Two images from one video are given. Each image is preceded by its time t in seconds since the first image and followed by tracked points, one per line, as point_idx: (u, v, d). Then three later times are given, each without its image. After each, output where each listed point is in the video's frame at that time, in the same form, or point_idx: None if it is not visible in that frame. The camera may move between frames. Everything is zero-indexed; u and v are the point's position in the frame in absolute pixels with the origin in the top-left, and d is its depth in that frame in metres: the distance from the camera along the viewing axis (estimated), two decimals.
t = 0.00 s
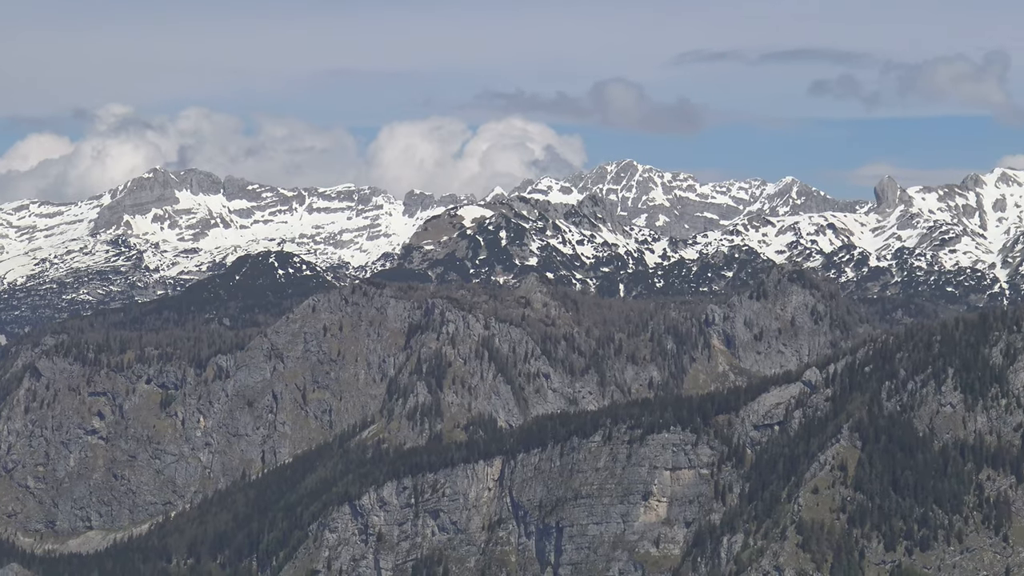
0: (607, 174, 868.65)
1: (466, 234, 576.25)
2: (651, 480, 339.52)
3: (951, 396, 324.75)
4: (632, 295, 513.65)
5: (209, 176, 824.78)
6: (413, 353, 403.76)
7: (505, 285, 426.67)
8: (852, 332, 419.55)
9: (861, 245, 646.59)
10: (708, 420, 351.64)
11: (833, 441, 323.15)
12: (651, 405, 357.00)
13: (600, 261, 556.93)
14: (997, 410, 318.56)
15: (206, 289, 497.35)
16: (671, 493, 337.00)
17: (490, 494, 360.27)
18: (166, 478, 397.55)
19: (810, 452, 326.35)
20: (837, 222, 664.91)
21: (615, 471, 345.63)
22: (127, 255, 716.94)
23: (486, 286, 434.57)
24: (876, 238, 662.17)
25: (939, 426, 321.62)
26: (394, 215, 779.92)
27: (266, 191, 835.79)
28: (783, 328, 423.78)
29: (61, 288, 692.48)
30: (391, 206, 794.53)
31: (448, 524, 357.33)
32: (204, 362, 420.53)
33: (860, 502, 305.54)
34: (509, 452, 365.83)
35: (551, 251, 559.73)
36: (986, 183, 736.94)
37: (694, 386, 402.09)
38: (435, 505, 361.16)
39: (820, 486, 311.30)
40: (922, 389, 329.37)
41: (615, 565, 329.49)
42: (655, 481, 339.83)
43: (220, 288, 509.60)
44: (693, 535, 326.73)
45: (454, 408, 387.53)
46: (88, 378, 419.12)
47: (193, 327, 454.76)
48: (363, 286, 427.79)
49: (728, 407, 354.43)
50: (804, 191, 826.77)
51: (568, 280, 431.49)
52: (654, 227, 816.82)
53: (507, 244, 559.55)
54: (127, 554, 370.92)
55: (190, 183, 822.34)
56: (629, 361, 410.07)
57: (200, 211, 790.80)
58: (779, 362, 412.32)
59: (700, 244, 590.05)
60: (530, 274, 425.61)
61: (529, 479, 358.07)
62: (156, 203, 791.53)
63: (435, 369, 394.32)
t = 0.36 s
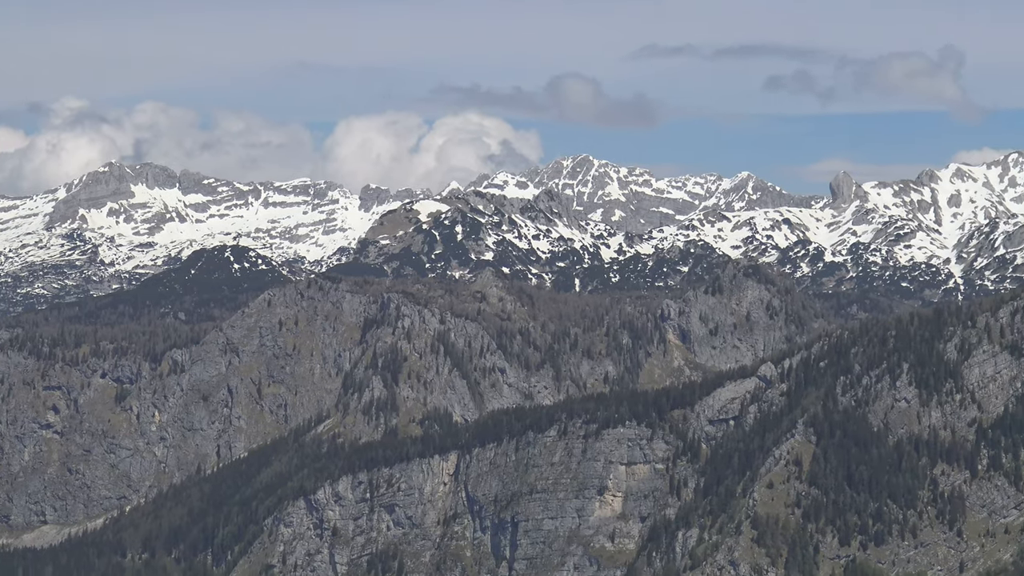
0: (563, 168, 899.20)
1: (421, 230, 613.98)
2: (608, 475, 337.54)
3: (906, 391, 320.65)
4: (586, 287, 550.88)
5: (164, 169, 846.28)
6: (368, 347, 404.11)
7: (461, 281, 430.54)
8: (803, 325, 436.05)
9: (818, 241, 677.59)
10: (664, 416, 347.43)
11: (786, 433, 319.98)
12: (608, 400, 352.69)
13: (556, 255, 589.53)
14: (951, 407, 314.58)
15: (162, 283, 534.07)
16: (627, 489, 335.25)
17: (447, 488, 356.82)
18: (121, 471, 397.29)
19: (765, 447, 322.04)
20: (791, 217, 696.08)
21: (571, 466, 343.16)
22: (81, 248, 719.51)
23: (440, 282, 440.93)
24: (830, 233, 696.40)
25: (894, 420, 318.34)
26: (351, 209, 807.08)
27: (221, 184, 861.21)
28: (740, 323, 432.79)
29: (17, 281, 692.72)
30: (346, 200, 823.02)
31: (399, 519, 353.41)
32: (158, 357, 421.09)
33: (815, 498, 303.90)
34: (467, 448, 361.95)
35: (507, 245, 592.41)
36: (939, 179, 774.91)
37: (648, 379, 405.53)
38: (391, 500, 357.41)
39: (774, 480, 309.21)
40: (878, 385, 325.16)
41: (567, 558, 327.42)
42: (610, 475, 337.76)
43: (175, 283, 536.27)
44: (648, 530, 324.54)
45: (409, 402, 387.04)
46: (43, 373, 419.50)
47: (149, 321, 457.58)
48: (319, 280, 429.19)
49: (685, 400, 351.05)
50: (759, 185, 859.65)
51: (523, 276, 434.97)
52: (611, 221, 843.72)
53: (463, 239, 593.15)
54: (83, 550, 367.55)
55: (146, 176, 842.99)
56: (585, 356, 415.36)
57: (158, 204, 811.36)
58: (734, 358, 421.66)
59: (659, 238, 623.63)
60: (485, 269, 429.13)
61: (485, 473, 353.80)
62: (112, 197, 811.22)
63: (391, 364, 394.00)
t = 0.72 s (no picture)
0: (509, 162, 939.05)
1: (366, 223, 638.68)
2: (553, 468, 323.39)
3: (851, 384, 303.90)
4: (533, 282, 587.89)
5: (109, 164, 869.35)
6: (315, 340, 405.99)
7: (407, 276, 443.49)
8: (746, 317, 459.03)
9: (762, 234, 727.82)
10: (610, 410, 334.55)
11: (733, 426, 304.22)
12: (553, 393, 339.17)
13: (502, 249, 627.92)
14: (898, 400, 297.81)
15: (109, 280, 563.73)
16: (575, 483, 321.33)
17: (393, 485, 343.29)
18: (67, 467, 395.90)
19: (710, 440, 309.21)
20: (739, 211, 745.81)
21: (517, 460, 329.26)
22: (28, 244, 722.02)
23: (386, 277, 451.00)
24: (776, 226, 748.52)
25: (840, 413, 301.12)
26: (296, 203, 837.37)
27: (166, 179, 886.95)
28: (684, 316, 457.01)
29: None
30: (292, 194, 849.80)
31: (346, 516, 339.44)
32: (105, 351, 421.65)
33: (761, 491, 287.04)
34: (411, 443, 348.00)
35: (453, 239, 625.14)
36: (885, 172, 813.70)
37: (595, 373, 426.67)
38: (338, 494, 344.11)
39: (721, 473, 292.42)
40: (823, 377, 307.81)
41: (516, 553, 312.47)
42: (556, 469, 323.62)
43: (131, 291, 542.29)
44: (595, 524, 309.90)
45: (356, 396, 387.22)
46: None
47: (93, 318, 462.07)
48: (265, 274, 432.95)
49: (631, 395, 337.88)
50: (704, 179, 898.69)
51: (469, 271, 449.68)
52: (557, 215, 887.10)
53: (409, 233, 622.29)
54: (28, 544, 355.61)
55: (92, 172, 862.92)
56: (531, 350, 429.84)
57: (104, 198, 831.45)
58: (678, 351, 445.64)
59: (604, 234, 669.59)
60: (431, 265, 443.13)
61: (431, 467, 340.25)
62: (57, 190, 829.06)
63: (337, 359, 394.09)
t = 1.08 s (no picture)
0: (456, 160, 942.53)
1: (314, 221, 638.17)
2: (502, 466, 323.83)
3: (798, 380, 305.46)
4: (481, 279, 589.15)
5: (55, 163, 864.80)
6: (263, 339, 406.29)
7: (355, 275, 444.80)
8: (694, 314, 462.41)
9: (710, 231, 731.51)
10: (557, 407, 335.70)
11: (679, 424, 306.12)
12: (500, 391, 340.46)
13: (449, 247, 628.17)
14: (845, 396, 299.77)
15: (56, 279, 562.70)
16: (523, 480, 322.11)
17: (341, 484, 343.58)
18: (14, 466, 388.19)
19: (659, 437, 310.56)
20: (685, 208, 748.92)
21: (465, 457, 329.78)
22: None
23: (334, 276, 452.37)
24: (723, 223, 752.32)
25: (787, 409, 302.81)
26: (243, 202, 836.07)
27: (113, 178, 884.02)
28: (631, 313, 459.80)
29: None
30: (239, 193, 848.35)
31: (295, 514, 339.26)
32: (51, 351, 418.98)
33: (709, 487, 288.66)
34: (359, 442, 348.76)
35: (400, 238, 625.66)
36: (831, 168, 819.46)
37: (543, 370, 428.62)
38: (285, 493, 343.90)
39: (669, 471, 293.99)
40: (770, 374, 310.00)
41: (465, 549, 312.53)
42: (504, 467, 324.11)
43: (77, 290, 538.94)
44: (544, 522, 311.14)
45: (304, 394, 388.04)
46: None
47: (40, 318, 460.17)
48: (213, 274, 433.20)
49: (579, 393, 339.58)
50: (650, 176, 902.63)
51: (416, 269, 450.79)
52: (504, 213, 887.80)
53: (356, 231, 622.47)
54: None
55: (38, 171, 858.13)
56: (478, 348, 432.78)
57: (50, 196, 827.29)
58: (626, 347, 448.83)
59: (551, 231, 671.49)
60: (379, 264, 444.70)
61: (379, 466, 340.63)
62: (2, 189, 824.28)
63: (285, 358, 394.32)
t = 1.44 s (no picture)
0: (411, 160, 943.19)
1: (269, 221, 637.22)
2: (457, 466, 324.29)
3: (753, 380, 307.32)
4: (436, 279, 589.79)
5: (9, 163, 860.75)
6: (218, 339, 406.01)
7: (310, 275, 444.97)
8: (649, 314, 464.47)
9: (665, 231, 733.95)
10: (513, 406, 336.97)
11: (634, 423, 307.53)
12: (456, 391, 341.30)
13: (405, 247, 628.24)
14: (799, 396, 301.58)
15: (10, 279, 560.19)
16: (478, 480, 322.74)
17: (296, 484, 343.36)
18: None
19: (614, 437, 311.92)
20: (640, 208, 751.20)
21: (420, 457, 330.24)
22: None
23: (290, 275, 452.31)
24: (677, 223, 754.99)
25: (741, 409, 304.55)
26: (198, 202, 834.36)
27: (67, 178, 880.49)
28: (587, 313, 461.52)
29: None
30: (194, 193, 846.31)
31: (250, 514, 339.07)
32: (6, 351, 418.17)
33: (664, 487, 290.17)
34: (314, 441, 348.67)
35: (355, 237, 625.58)
36: (786, 168, 823.35)
37: (498, 370, 429.80)
38: (240, 493, 343.61)
39: (624, 471, 295.35)
40: (724, 374, 311.82)
41: (420, 548, 312.83)
42: (460, 466, 324.66)
43: (32, 289, 536.73)
44: (499, 521, 311.97)
45: (259, 394, 387.95)
46: None
47: None
48: (168, 273, 432.76)
49: (534, 393, 340.63)
50: (605, 176, 904.88)
51: (371, 269, 451.06)
52: (459, 212, 888.19)
53: (311, 231, 622.03)
54: None
55: None
56: (434, 348, 433.82)
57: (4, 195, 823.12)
58: (582, 347, 450.55)
59: (506, 231, 672.47)
60: (333, 263, 444.71)
61: (334, 465, 340.51)
62: None
63: (240, 358, 393.90)
